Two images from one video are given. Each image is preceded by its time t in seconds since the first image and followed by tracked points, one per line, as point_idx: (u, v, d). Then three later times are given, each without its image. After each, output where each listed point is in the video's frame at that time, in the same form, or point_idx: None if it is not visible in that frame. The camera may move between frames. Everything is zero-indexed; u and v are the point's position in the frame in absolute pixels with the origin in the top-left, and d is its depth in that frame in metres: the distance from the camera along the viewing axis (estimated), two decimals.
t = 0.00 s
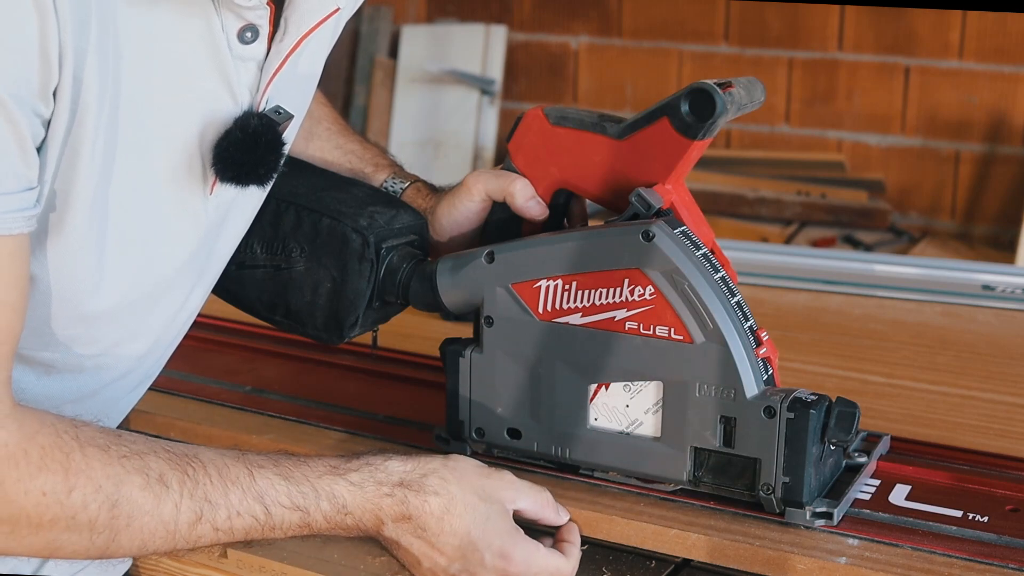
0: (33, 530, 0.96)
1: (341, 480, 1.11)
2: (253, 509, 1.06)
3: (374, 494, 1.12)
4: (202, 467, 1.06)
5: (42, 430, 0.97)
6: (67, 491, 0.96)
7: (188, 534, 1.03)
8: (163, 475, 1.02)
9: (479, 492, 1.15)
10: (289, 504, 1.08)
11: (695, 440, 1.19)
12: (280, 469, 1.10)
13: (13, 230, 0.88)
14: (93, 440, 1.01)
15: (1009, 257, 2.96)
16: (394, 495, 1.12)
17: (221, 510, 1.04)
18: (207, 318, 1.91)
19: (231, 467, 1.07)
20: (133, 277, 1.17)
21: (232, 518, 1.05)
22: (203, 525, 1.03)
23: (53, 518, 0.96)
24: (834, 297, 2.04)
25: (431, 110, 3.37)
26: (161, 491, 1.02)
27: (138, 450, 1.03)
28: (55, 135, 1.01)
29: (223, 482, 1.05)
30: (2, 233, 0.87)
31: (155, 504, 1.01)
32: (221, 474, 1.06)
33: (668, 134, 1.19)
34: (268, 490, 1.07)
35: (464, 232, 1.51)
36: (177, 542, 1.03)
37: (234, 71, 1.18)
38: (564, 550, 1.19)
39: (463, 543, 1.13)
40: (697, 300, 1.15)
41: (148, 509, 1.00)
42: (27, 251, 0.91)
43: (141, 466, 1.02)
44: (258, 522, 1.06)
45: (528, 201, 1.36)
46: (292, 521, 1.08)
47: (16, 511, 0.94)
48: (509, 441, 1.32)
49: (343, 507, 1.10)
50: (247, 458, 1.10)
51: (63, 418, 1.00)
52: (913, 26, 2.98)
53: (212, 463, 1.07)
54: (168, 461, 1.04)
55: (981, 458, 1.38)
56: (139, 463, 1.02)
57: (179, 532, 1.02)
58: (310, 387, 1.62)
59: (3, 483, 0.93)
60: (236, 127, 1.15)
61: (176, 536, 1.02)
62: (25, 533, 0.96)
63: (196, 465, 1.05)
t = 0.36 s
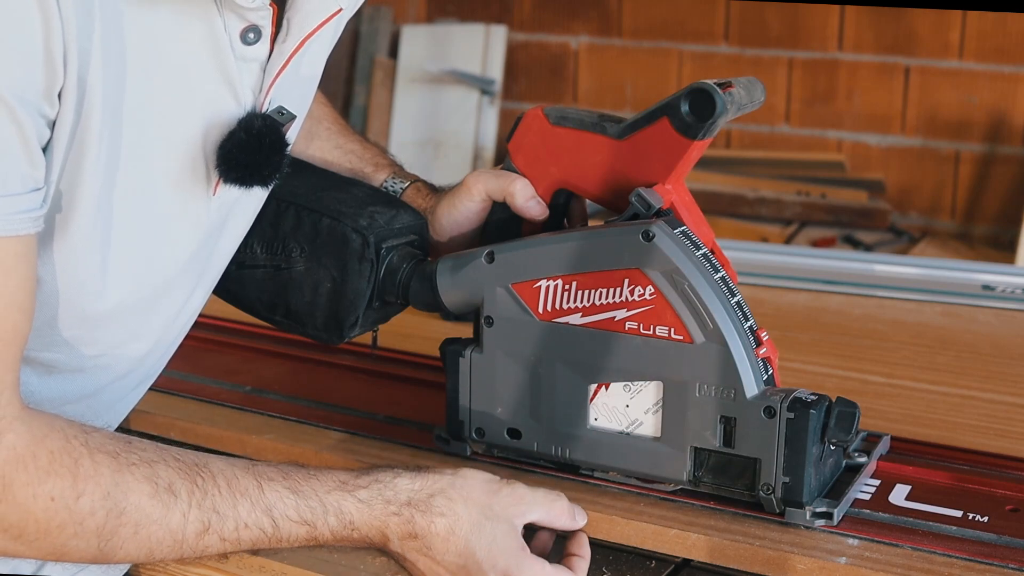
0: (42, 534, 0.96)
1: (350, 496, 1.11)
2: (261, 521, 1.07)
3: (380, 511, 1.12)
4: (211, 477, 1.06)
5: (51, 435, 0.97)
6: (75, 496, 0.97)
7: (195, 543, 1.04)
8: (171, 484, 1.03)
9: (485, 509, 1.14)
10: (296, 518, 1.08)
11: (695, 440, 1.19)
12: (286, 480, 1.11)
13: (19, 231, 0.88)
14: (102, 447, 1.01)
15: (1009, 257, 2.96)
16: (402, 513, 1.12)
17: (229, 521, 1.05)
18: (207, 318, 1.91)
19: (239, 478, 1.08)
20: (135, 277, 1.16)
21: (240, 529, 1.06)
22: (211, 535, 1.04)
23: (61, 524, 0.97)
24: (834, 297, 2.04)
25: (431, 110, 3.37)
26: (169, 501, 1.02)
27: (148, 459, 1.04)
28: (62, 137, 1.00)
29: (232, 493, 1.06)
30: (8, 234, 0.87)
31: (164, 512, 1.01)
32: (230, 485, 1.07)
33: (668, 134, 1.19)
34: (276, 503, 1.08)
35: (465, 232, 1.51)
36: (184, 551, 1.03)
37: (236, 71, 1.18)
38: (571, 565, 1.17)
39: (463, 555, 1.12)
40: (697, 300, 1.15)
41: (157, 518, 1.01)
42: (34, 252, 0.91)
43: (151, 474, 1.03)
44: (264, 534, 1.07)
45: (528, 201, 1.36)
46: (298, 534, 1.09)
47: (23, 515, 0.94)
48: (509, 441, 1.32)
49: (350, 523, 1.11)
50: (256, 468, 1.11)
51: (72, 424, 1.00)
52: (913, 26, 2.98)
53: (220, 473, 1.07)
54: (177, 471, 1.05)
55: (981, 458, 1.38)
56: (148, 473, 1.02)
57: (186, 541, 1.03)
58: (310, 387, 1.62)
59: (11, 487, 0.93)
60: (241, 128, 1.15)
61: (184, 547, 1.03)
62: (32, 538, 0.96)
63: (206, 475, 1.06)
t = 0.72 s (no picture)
0: (38, 542, 0.95)
1: (347, 512, 1.12)
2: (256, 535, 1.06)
3: (377, 528, 1.12)
4: (210, 489, 1.06)
5: (50, 442, 0.96)
6: (73, 505, 0.96)
7: (190, 554, 1.03)
8: (168, 494, 1.03)
9: (481, 524, 1.15)
10: (292, 532, 1.08)
11: (695, 440, 1.19)
12: (283, 492, 1.11)
13: (18, 233, 0.88)
14: (102, 457, 1.01)
15: (1009, 257, 2.96)
16: (399, 531, 1.12)
17: (224, 534, 1.05)
18: (207, 318, 1.91)
19: (238, 491, 1.08)
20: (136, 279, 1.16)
21: (235, 542, 1.05)
22: (206, 547, 1.04)
23: (57, 533, 0.96)
24: (834, 297, 2.04)
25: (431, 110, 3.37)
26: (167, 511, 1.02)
27: (148, 470, 1.04)
28: (62, 141, 1.00)
29: (230, 506, 1.06)
30: (7, 236, 0.87)
31: (161, 523, 1.01)
32: (228, 497, 1.07)
33: (668, 133, 1.19)
34: (273, 516, 1.08)
35: (465, 232, 1.51)
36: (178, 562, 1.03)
37: (237, 71, 1.17)
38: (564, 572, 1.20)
39: (459, 564, 1.13)
40: (697, 300, 1.15)
41: (155, 529, 1.01)
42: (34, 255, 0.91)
43: (149, 485, 1.02)
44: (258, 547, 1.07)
45: (528, 201, 1.36)
46: (294, 548, 1.08)
47: (20, 522, 0.94)
48: (509, 441, 1.32)
49: (346, 539, 1.10)
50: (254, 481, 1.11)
51: (71, 432, 1.00)
52: (913, 26, 2.98)
53: (218, 485, 1.07)
54: (178, 481, 1.05)
55: (981, 458, 1.37)
56: (148, 484, 1.02)
57: (181, 552, 1.03)
58: (310, 387, 1.62)
59: (9, 494, 0.93)
60: (241, 130, 1.15)
61: (176, 558, 1.03)
62: (29, 545, 0.95)
63: (204, 486, 1.06)
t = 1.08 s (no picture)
0: (56, 543, 0.92)
1: (357, 494, 1.11)
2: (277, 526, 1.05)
3: (389, 508, 1.12)
4: (222, 482, 1.05)
5: (62, 438, 0.94)
6: (91, 498, 0.94)
7: (214, 549, 1.00)
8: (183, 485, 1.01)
9: (483, 490, 1.17)
10: (309, 518, 1.07)
11: (695, 440, 1.19)
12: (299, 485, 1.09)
13: (12, 219, 0.86)
14: (114, 452, 0.99)
15: (1009, 257, 2.96)
16: (410, 508, 1.12)
17: (246, 524, 1.03)
18: (207, 318, 1.91)
19: (251, 484, 1.07)
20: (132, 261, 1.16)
21: (257, 535, 1.03)
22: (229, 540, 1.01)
23: (77, 529, 0.93)
24: (834, 297, 2.04)
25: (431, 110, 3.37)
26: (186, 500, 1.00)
27: (158, 464, 1.02)
28: (50, 126, 1.00)
29: (248, 495, 1.05)
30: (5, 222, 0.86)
31: (181, 513, 0.99)
32: (243, 489, 1.05)
33: (668, 133, 1.19)
34: (290, 504, 1.07)
35: (465, 232, 1.51)
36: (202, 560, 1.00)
37: (232, 49, 1.17)
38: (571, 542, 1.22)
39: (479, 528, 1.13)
40: (697, 300, 1.15)
41: (174, 520, 0.98)
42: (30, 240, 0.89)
43: (163, 475, 1.00)
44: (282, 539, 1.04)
45: (528, 201, 1.36)
46: (314, 537, 1.06)
47: (39, 521, 0.91)
48: (509, 441, 1.32)
49: (362, 523, 1.10)
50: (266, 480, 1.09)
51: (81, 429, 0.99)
52: (913, 25, 2.98)
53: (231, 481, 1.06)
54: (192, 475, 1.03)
55: (981, 458, 1.37)
56: (161, 473, 1.00)
57: (205, 547, 1.00)
58: (310, 388, 1.62)
59: (26, 489, 0.90)
60: (239, 107, 1.16)
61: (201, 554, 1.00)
62: (45, 548, 0.92)
63: (217, 480, 1.05)
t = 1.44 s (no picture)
0: None
1: (342, 535, 1.02)
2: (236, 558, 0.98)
3: (381, 527, 1.03)
4: (187, 508, 0.99)
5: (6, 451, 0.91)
6: (27, 518, 0.90)
7: None
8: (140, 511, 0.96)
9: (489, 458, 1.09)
10: (281, 557, 1.00)
11: (695, 440, 1.19)
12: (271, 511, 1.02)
13: None
14: (66, 465, 0.95)
15: (1009, 257, 2.96)
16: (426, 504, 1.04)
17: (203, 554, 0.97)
18: (206, 318, 1.91)
19: (219, 510, 1.00)
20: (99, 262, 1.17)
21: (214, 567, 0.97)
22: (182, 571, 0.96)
23: (13, 549, 0.90)
24: (834, 297, 2.04)
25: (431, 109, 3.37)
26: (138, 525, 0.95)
27: (120, 484, 0.97)
28: (4, 128, 1.02)
29: (209, 528, 0.98)
30: None
31: (129, 540, 0.94)
32: (207, 518, 0.99)
33: (668, 133, 1.19)
34: (258, 539, 0.99)
35: (465, 232, 1.51)
36: None
37: (198, 52, 1.19)
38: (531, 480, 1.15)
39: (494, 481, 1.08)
40: (697, 300, 1.15)
41: (123, 547, 0.94)
42: None
43: (116, 499, 0.95)
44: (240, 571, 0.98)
45: (528, 201, 1.36)
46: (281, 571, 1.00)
47: None
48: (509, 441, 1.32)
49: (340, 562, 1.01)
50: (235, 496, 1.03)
51: (34, 442, 0.95)
52: (913, 26, 2.98)
53: (202, 504, 1.00)
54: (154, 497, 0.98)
55: (981, 458, 1.37)
56: (113, 497, 0.95)
57: None
58: (310, 388, 1.62)
59: None
60: (204, 111, 1.16)
61: None
62: None
63: (181, 505, 0.99)
